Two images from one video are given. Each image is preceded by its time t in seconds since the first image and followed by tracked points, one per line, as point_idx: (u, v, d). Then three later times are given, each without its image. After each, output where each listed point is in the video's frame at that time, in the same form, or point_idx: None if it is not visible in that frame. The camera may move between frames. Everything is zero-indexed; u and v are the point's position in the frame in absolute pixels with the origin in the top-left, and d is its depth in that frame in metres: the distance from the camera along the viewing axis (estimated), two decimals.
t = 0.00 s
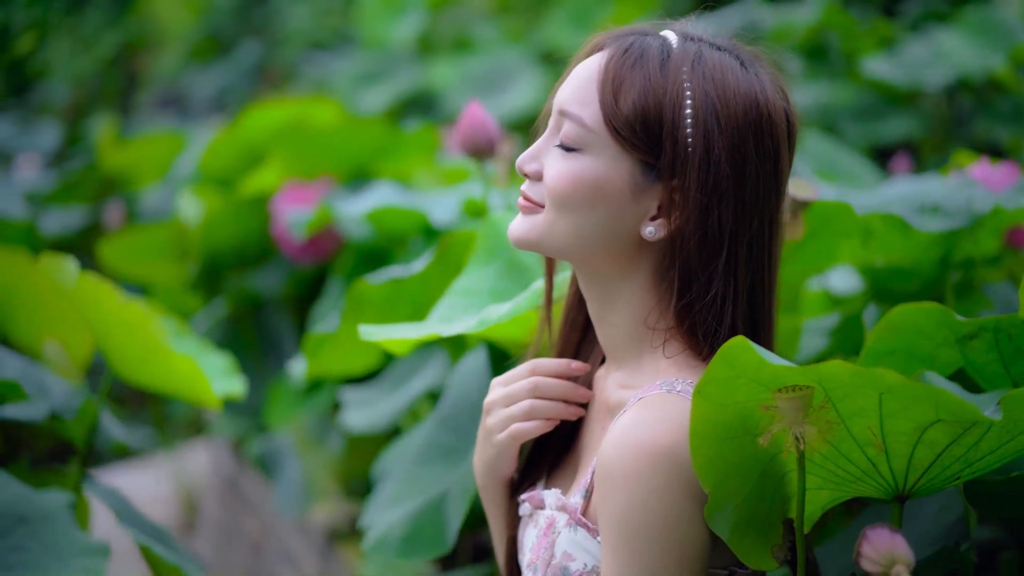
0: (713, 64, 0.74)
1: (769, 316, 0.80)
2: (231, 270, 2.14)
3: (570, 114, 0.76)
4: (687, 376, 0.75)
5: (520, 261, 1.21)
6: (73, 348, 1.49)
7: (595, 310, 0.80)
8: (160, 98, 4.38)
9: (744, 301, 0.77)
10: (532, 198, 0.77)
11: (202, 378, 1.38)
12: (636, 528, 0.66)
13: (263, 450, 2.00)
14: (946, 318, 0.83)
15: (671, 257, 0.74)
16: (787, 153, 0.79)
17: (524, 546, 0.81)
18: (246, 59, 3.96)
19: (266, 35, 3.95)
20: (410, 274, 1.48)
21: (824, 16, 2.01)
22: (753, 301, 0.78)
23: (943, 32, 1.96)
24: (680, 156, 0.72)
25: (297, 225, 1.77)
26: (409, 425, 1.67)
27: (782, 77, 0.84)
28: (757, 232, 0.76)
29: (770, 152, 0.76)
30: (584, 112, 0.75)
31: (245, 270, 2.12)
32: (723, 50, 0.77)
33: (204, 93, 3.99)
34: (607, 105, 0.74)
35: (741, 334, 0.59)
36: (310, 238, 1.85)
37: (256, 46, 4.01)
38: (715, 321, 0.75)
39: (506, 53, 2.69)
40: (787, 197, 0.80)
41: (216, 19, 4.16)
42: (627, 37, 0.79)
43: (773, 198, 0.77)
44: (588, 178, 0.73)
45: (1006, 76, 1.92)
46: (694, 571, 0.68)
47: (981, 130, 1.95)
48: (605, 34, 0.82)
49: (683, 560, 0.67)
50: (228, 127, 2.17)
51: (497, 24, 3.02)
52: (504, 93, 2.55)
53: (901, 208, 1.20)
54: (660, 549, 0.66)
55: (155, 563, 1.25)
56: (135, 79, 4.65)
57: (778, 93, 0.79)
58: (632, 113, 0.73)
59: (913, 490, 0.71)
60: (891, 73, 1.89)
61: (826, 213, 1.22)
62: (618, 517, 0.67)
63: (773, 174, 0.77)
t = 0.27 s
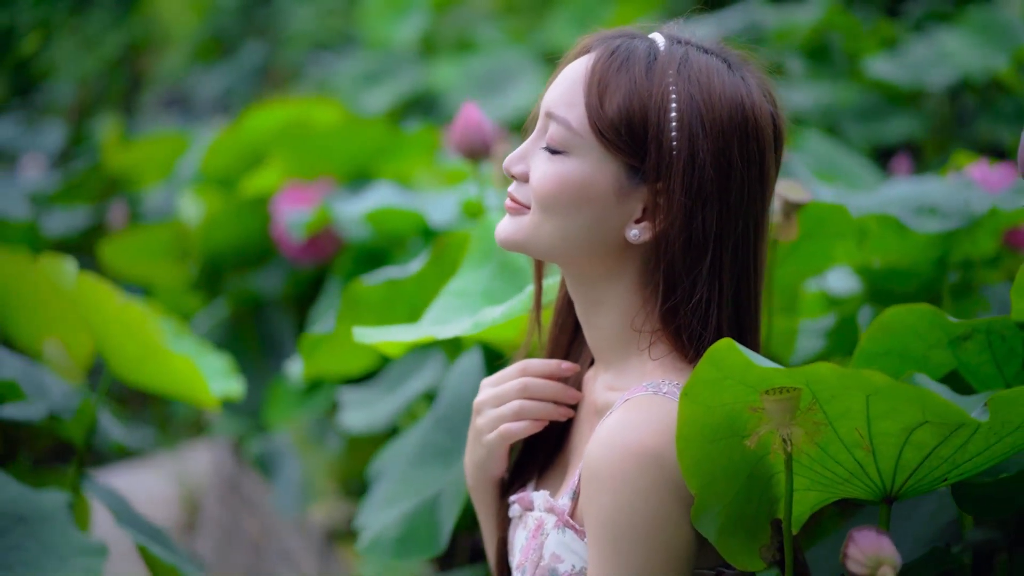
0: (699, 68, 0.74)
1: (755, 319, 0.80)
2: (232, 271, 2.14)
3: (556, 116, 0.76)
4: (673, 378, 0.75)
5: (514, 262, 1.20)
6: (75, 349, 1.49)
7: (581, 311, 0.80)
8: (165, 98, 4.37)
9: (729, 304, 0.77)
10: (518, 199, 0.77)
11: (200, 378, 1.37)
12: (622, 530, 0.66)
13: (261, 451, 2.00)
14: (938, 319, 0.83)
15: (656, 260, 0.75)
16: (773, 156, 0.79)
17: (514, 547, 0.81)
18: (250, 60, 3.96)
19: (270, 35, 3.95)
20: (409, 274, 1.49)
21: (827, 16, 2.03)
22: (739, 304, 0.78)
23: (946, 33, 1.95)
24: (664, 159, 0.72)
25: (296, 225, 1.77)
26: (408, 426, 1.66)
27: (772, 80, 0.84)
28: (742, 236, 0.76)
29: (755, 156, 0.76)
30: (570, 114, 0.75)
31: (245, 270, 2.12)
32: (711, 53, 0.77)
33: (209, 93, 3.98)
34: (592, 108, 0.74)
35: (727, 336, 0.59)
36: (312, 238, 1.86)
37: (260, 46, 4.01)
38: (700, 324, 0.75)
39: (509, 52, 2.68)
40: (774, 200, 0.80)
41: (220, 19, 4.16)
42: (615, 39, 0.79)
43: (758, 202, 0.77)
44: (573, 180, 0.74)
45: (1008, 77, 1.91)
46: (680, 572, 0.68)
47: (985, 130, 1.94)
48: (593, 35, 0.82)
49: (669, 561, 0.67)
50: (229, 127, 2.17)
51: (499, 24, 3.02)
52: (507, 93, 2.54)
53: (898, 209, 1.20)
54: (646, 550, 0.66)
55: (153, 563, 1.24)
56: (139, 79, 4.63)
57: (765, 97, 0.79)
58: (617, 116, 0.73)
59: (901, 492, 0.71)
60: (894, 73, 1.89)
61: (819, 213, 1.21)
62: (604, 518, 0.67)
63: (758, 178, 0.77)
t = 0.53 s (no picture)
0: (692, 72, 0.74)
1: (749, 323, 0.80)
2: (237, 272, 2.15)
3: (550, 119, 0.76)
4: (666, 380, 0.75)
5: (513, 264, 1.21)
6: (79, 347, 1.50)
7: (576, 313, 0.80)
8: (173, 99, 4.38)
9: (722, 309, 0.77)
10: (512, 201, 0.78)
11: (203, 379, 1.38)
12: (614, 531, 0.67)
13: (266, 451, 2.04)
14: (937, 321, 0.83)
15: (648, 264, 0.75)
16: (768, 161, 0.78)
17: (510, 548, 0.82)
18: (258, 61, 3.96)
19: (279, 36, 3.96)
20: (410, 275, 1.50)
21: (833, 17, 2.02)
22: (733, 308, 0.78)
23: (953, 34, 1.95)
24: (656, 163, 0.73)
25: (302, 227, 1.77)
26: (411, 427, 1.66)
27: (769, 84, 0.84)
28: (735, 240, 0.76)
29: (749, 161, 0.76)
30: (563, 118, 0.76)
31: (250, 271, 2.13)
32: (706, 57, 0.77)
33: (216, 94, 3.99)
34: (585, 112, 0.74)
35: (719, 339, 0.59)
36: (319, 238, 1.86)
37: (268, 48, 4.02)
38: (693, 328, 0.75)
39: (516, 54, 2.68)
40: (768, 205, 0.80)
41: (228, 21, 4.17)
42: (611, 42, 0.79)
43: (752, 207, 0.77)
44: (566, 183, 0.74)
45: (1014, 79, 1.90)
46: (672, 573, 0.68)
47: (992, 132, 1.94)
48: (590, 38, 0.82)
49: (662, 562, 0.67)
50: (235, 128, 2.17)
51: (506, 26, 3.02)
52: (513, 94, 2.54)
53: (899, 211, 1.21)
54: (639, 551, 0.67)
55: (157, 564, 1.25)
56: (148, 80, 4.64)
57: (760, 101, 0.79)
58: (609, 120, 0.73)
59: (895, 493, 0.71)
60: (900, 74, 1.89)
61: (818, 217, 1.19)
62: (596, 519, 0.67)
63: (752, 183, 0.76)
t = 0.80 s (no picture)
0: (687, 78, 0.74)
1: (742, 328, 0.80)
2: (243, 273, 2.15)
3: (545, 123, 0.76)
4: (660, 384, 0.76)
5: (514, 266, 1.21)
6: (86, 346, 1.49)
7: (570, 315, 0.81)
8: (182, 100, 4.39)
9: (714, 314, 0.77)
10: (506, 204, 0.78)
11: (207, 380, 1.38)
12: (606, 532, 0.67)
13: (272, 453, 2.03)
14: (936, 324, 0.83)
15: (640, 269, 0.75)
16: (762, 167, 0.79)
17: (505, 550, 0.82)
18: (268, 62, 3.97)
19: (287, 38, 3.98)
20: (412, 277, 1.50)
21: (839, 18, 2.02)
22: (726, 313, 0.78)
23: (960, 34, 1.94)
24: (649, 168, 0.73)
25: (306, 230, 1.77)
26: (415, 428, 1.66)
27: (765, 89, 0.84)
28: (728, 246, 0.77)
29: (743, 167, 0.76)
30: (557, 121, 0.76)
31: (257, 272, 2.13)
32: (701, 62, 0.77)
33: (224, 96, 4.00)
34: (580, 116, 0.75)
35: (713, 343, 0.60)
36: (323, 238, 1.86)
37: (277, 49, 4.03)
38: (686, 333, 0.76)
39: (523, 54, 2.68)
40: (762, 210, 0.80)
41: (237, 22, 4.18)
42: (607, 46, 0.79)
43: (746, 213, 0.77)
44: (559, 187, 0.74)
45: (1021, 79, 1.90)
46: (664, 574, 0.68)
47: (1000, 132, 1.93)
48: (587, 41, 0.82)
49: (655, 564, 0.68)
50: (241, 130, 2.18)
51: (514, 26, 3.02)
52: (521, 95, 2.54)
53: (900, 213, 1.21)
54: (631, 553, 0.67)
55: (161, 564, 1.25)
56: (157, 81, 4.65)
57: (754, 107, 0.79)
58: (603, 125, 0.74)
59: (889, 496, 0.71)
60: (906, 76, 1.89)
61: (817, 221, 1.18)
62: (588, 521, 0.68)
63: (745, 189, 0.77)
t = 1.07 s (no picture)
0: (679, 83, 0.75)
1: (734, 331, 0.80)
2: (249, 273, 2.15)
3: (537, 127, 0.77)
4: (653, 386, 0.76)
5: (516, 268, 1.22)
6: (92, 349, 1.48)
7: (564, 317, 0.81)
8: (191, 101, 4.41)
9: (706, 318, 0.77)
10: (499, 207, 0.79)
11: (211, 381, 1.37)
12: (596, 534, 0.67)
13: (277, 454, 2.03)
14: (935, 328, 0.83)
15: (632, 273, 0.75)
16: (755, 171, 0.79)
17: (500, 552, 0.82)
18: (278, 62, 3.98)
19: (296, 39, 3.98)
20: (415, 279, 1.51)
21: (846, 19, 2.02)
22: (718, 317, 0.79)
23: (968, 35, 1.94)
24: (640, 174, 0.73)
25: (311, 230, 1.78)
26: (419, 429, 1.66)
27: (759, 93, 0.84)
28: (719, 251, 0.77)
29: (735, 172, 0.76)
30: (550, 126, 0.76)
31: (264, 273, 2.12)
32: (694, 67, 0.77)
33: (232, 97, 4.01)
34: (572, 120, 0.75)
35: (705, 346, 0.60)
36: (328, 240, 1.87)
37: (287, 50, 4.04)
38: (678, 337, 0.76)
39: (532, 55, 2.69)
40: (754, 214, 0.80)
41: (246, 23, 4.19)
42: (600, 51, 0.80)
43: (737, 218, 0.78)
44: (551, 191, 0.75)
45: None
46: None
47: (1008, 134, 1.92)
48: (581, 45, 0.82)
49: (645, 566, 0.68)
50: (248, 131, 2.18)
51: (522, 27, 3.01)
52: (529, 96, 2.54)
53: (902, 216, 1.21)
54: (622, 555, 0.67)
55: (165, 564, 1.25)
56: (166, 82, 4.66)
57: (746, 113, 0.79)
58: (594, 130, 0.74)
59: (882, 498, 0.72)
60: (914, 76, 1.88)
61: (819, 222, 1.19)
62: (579, 523, 0.68)
63: (737, 194, 0.77)
